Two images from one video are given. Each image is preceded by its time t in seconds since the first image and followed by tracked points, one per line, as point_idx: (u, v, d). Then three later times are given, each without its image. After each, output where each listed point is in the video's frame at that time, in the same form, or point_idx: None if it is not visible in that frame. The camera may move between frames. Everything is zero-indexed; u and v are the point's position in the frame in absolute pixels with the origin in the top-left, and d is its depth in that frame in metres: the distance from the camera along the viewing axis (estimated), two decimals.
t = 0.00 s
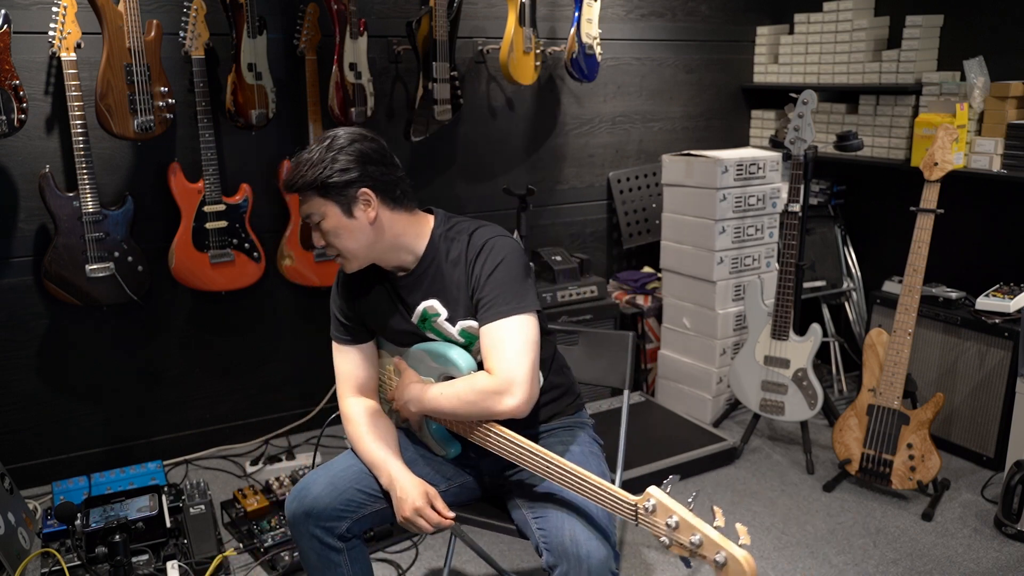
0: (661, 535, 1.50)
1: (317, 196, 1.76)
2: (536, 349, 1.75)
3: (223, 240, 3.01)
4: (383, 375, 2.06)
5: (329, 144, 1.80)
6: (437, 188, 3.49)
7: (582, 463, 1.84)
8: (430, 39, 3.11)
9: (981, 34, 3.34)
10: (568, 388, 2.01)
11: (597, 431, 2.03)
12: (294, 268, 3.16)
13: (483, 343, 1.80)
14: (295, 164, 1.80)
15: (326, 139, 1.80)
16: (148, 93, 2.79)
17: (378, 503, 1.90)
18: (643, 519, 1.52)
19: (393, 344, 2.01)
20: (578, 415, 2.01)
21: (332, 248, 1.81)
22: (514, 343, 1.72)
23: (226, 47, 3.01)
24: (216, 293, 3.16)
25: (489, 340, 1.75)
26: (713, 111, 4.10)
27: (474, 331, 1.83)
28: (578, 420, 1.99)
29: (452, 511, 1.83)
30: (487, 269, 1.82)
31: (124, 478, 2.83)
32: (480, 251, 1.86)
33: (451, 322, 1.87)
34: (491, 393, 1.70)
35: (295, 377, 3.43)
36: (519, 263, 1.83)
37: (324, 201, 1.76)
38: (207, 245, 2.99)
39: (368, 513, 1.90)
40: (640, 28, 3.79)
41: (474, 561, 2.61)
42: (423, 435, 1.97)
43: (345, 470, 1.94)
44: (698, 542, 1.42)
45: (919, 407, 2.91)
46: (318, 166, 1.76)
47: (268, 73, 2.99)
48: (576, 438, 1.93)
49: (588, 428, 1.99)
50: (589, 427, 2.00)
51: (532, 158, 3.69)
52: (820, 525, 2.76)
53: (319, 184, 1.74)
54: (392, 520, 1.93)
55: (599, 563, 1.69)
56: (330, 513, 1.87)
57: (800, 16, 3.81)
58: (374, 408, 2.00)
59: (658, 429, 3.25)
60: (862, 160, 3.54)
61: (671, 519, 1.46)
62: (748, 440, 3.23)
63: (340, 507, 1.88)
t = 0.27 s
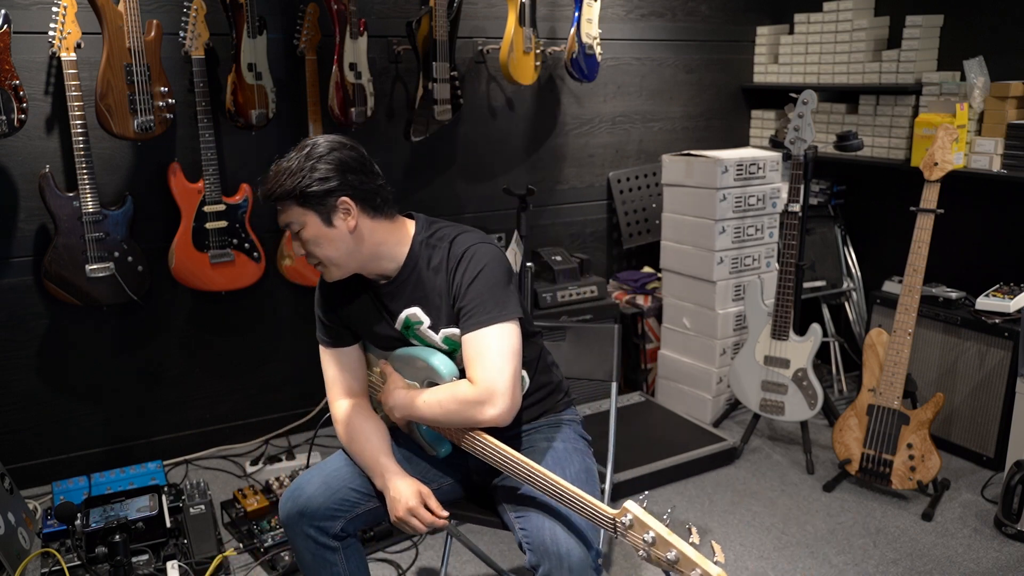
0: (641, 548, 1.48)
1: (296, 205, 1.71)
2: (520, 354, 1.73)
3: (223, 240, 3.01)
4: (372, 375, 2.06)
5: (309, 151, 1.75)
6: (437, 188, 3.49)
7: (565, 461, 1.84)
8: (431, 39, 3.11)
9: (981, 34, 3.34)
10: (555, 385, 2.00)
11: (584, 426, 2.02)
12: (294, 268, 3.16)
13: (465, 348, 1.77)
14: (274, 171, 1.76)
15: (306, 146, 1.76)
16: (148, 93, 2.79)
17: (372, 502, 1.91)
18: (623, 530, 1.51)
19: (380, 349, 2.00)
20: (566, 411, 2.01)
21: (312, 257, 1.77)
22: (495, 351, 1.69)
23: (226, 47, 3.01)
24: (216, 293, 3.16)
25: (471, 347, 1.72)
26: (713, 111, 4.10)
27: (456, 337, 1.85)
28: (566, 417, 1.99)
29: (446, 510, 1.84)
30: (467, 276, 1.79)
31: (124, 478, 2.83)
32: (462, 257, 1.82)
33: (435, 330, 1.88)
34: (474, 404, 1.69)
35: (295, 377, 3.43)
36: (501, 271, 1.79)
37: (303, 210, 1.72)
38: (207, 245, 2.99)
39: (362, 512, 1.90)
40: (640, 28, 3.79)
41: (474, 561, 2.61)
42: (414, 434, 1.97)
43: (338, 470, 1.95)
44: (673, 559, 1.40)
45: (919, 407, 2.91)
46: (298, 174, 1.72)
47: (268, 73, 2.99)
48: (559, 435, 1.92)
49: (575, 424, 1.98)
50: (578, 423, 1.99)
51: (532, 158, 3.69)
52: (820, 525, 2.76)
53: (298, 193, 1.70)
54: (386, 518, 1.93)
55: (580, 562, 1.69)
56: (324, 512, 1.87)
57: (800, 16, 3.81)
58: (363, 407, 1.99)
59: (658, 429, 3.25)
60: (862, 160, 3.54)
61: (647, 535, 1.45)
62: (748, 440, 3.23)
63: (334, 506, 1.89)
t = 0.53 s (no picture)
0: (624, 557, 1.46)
1: (280, 213, 1.70)
2: (505, 358, 1.73)
3: (223, 240, 3.01)
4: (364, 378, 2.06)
5: (292, 158, 1.74)
6: (437, 188, 3.49)
7: (558, 458, 1.84)
8: (430, 39, 3.11)
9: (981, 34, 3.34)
10: (548, 382, 2.00)
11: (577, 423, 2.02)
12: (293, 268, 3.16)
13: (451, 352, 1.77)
14: (258, 179, 1.75)
15: (290, 154, 1.75)
16: (148, 93, 2.79)
17: (370, 501, 1.91)
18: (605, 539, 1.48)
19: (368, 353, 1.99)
20: (559, 409, 2.00)
21: (297, 265, 1.76)
22: (479, 355, 1.69)
23: (226, 47, 3.01)
24: (216, 293, 3.16)
25: (455, 351, 1.72)
26: (713, 111, 4.10)
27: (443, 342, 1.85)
28: (560, 414, 1.98)
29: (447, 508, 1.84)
30: (451, 280, 1.78)
31: (124, 478, 2.83)
32: (446, 261, 1.82)
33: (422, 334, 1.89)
34: (459, 408, 1.69)
35: (294, 377, 3.43)
36: (485, 274, 1.78)
37: (287, 218, 1.70)
38: (207, 245, 2.99)
39: (360, 511, 1.90)
40: (640, 28, 3.80)
41: (473, 560, 2.61)
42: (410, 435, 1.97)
43: (335, 470, 1.95)
44: (653, 567, 1.38)
45: (919, 407, 2.91)
46: (281, 182, 1.70)
47: (268, 73, 2.99)
48: (552, 432, 1.92)
49: (568, 422, 1.98)
50: (572, 420, 1.99)
51: (532, 158, 3.69)
52: (820, 525, 2.76)
53: (282, 201, 1.69)
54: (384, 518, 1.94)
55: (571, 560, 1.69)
56: (322, 512, 1.87)
57: (800, 16, 3.81)
58: (356, 408, 1.99)
59: (658, 429, 3.25)
60: (862, 160, 3.54)
61: (626, 544, 1.43)
62: (748, 440, 3.22)
63: (332, 505, 1.88)
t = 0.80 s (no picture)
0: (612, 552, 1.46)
1: (267, 220, 1.71)
2: (493, 356, 1.72)
3: (223, 240, 3.00)
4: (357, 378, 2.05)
5: (279, 164, 1.75)
6: (437, 188, 3.49)
7: (553, 457, 1.84)
8: (431, 39, 3.11)
9: (981, 34, 3.34)
10: (544, 381, 2.00)
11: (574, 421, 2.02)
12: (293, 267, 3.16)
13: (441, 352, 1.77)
14: (245, 186, 1.76)
15: (276, 160, 1.75)
16: (148, 93, 2.79)
17: (368, 500, 1.91)
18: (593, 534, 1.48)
19: (362, 356, 1.99)
20: (555, 407, 2.01)
21: (287, 271, 1.77)
22: (467, 354, 1.69)
23: (226, 47, 3.01)
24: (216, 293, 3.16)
25: (444, 351, 1.72)
26: (713, 111, 4.10)
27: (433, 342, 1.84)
28: (556, 412, 1.99)
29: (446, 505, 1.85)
30: (438, 280, 1.79)
31: (124, 478, 2.83)
32: (433, 261, 1.82)
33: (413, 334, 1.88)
34: (448, 407, 1.70)
35: (294, 377, 3.43)
36: (472, 273, 1.79)
37: (274, 225, 1.72)
38: (207, 245, 2.99)
39: (359, 511, 1.90)
40: (640, 28, 3.80)
41: (471, 560, 2.61)
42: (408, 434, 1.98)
43: (333, 471, 1.95)
44: (642, 562, 1.37)
45: (918, 407, 2.91)
46: (267, 189, 1.71)
47: (268, 73, 3.00)
48: (547, 431, 1.92)
49: (564, 421, 1.98)
50: (569, 419, 2.00)
51: (532, 158, 3.69)
52: (820, 525, 2.75)
53: (268, 208, 1.70)
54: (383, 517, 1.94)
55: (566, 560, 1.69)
56: (321, 512, 1.87)
57: (800, 16, 3.81)
58: (350, 408, 1.98)
59: (658, 429, 3.25)
60: (862, 160, 3.54)
61: (615, 539, 1.42)
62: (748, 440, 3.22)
63: (331, 505, 1.88)
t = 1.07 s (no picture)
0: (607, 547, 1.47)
1: (262, 222, 1.71)
2: (487, 352, 1.72)
3: (223, 240, 3.00)
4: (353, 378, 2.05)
5: (272, 167, 1.75)
6: (437, 188, 3.49)
7: (549, 455, 1.84)
8: (431, 39, 3.11)
9: (981, 34, 3.34)
10: (541, 379, 2.00)
11: (571, 420, 2.02)
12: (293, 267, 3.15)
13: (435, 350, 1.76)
14: (239, 189, 1.76)
15: (270, 162, 1.76)
16: (148, 93, 2.79)
17: (366, 499, 1.91)
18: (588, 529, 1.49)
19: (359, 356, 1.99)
20: (552, 406, 2.01)
21: (282, 273, 1.77)
22: (461, 351, 1.69)
23: (226, 47, 3.01)
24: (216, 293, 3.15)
25: (438, 349, 1.72)
26: (713, 111, 4.10)
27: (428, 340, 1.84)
28: (553, 411, 1.99)
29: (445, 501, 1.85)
30: (432, 279, 1.79)
31: (124, 478, 2.83)
32: (426, 259, 1.83)
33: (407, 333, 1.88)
34: (443, 405, 1.69)
35: (294, 377, 3.43)
36: (465, 271, 1.79)
37: (268, 226, 1.71)
38: (207, 245, 2.98)
39: (357, 509, 1.90)
40: (640, 28, 3.80)
41: (471, 560, 2.61)
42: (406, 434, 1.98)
43: (332, 469, 1.95)
44: (635, 555, 1.39)
45: (918, 407, 2.91)
46: (261, 191, 1.71)
47: (268, 73, 2.99)
48: (544, 429, 1.92)
49: (561, 419, 1.98)
50: (566, 417, 2.00)
51: (532, 158, 3.69)
52: (820, 525, 2.75)
53: (263, 210, 1.70)
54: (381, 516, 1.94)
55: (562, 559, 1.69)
56: (320, 510, 1.87)
57: (800, 16, 3.80)
58: (347, 407, 1.98)
59: (659, 429, 3.25)
60: (862, 160, 3.54)
61: (609, 532, 1.44)
62: (748, 440, 3.22)
63: (329, 504, 1.88)
